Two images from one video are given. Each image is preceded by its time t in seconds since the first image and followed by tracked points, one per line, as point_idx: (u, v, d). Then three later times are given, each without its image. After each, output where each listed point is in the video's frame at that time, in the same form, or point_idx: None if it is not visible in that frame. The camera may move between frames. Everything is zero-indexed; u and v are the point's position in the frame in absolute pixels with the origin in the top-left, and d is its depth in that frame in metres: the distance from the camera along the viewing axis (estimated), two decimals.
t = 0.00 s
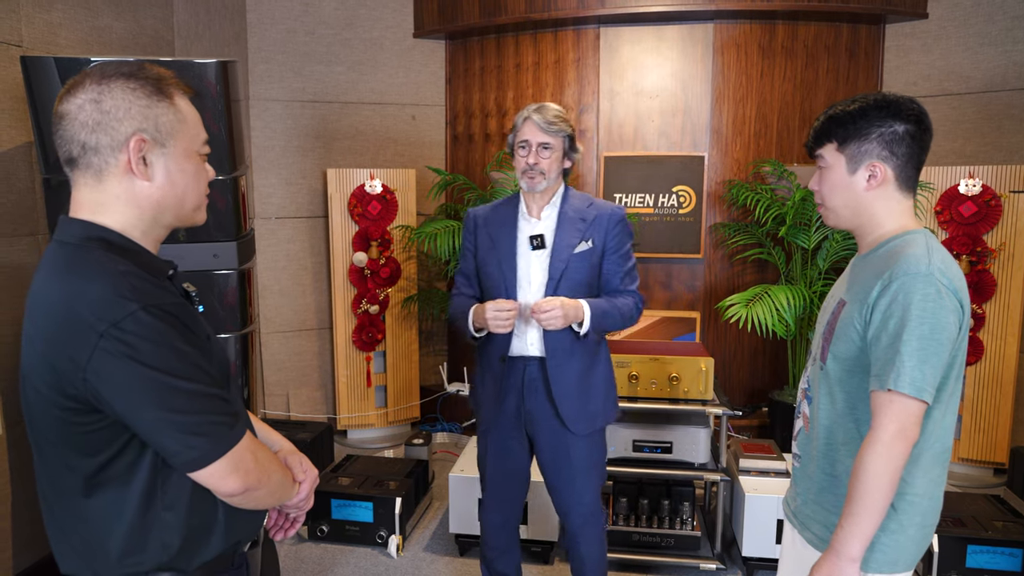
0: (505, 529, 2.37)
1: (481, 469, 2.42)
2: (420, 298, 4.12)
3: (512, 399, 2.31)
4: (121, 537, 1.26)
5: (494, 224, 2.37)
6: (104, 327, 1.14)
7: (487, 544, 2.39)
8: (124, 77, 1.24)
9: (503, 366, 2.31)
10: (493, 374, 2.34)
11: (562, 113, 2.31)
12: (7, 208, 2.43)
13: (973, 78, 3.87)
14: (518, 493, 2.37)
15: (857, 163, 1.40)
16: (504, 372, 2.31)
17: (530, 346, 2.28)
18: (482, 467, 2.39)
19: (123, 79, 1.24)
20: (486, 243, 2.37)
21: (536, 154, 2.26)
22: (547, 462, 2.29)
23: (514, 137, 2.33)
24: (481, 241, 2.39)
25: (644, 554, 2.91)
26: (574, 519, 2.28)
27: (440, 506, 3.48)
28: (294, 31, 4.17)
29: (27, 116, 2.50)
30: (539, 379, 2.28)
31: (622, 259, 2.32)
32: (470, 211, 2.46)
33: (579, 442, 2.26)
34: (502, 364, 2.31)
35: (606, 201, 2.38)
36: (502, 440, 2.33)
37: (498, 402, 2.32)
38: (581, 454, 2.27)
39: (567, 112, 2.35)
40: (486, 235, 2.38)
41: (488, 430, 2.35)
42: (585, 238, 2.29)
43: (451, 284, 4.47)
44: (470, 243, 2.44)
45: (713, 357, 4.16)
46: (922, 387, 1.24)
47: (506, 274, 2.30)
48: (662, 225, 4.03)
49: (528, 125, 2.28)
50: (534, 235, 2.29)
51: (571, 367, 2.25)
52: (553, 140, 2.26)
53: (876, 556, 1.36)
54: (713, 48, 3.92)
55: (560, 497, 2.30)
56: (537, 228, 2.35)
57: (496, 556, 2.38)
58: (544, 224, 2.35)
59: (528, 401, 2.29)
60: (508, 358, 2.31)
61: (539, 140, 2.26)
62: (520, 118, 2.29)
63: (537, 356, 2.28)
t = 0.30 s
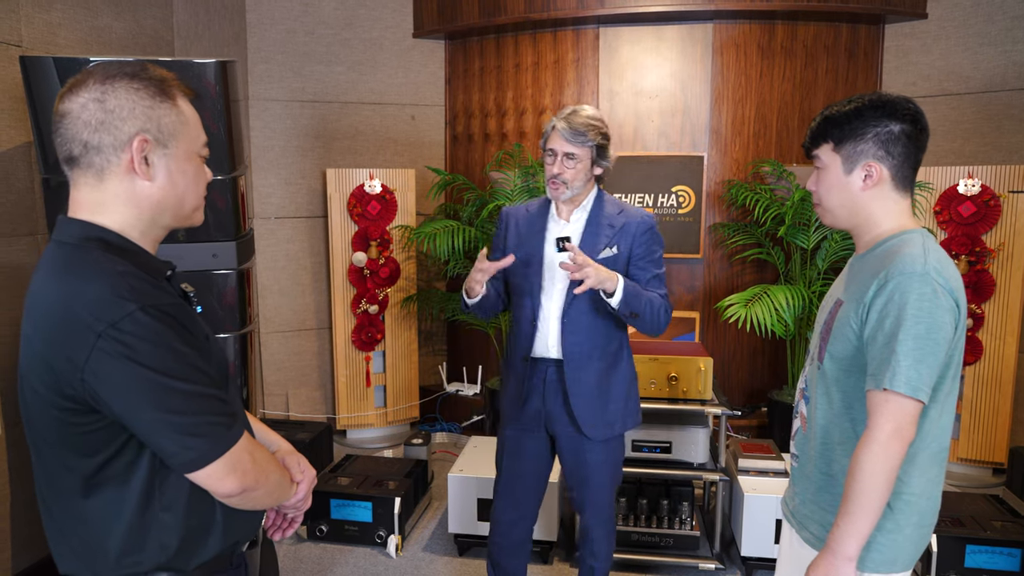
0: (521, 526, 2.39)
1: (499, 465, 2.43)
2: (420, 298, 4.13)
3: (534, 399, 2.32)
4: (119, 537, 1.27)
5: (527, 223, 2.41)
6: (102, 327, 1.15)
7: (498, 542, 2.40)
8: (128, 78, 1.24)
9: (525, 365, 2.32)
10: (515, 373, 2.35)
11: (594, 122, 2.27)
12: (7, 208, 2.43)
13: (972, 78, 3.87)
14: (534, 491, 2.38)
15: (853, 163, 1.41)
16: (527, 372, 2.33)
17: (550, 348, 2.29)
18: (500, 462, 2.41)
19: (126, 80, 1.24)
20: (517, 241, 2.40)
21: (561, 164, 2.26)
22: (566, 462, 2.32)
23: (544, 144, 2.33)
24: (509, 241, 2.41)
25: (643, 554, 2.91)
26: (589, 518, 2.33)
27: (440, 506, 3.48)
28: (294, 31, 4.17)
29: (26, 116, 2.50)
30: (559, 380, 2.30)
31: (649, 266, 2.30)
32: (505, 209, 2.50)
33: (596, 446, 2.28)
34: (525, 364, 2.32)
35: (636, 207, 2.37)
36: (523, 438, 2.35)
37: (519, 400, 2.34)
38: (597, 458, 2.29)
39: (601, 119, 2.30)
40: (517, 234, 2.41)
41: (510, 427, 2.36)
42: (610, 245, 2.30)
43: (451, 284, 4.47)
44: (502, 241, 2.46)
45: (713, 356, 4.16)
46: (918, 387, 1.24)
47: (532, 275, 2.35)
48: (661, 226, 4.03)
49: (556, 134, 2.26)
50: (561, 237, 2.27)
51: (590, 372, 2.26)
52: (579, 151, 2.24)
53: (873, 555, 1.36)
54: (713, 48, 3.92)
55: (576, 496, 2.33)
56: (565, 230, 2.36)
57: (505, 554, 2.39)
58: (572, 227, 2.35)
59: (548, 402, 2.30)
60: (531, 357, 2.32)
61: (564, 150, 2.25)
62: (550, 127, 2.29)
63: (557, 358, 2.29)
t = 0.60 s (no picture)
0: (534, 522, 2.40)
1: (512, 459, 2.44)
2: (420, 298, 4.12)
3: (551, 397, 2.33)
4: (120, 536, 1.27)
5: (551, 224, 2.39)
6: (103, 326, 1.15)
7: (505, 539, 2.41)
8: (132, 78, 1.25)
9: (543, 362, 2.31)
10: (533, 370, 2.34)
11: (625, 131, 2.26)
12: (8, 208, 2.43)
13: (972, 78, 3.87)
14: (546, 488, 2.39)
15: (852, 163, 1.41)
16: (545, 370, 2.32)
17: (569, 348, 2.30)
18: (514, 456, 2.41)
19: (131, 79, 1.25)
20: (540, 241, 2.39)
21: (588, 171, 2.25)
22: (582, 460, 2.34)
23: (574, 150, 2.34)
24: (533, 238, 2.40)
25: (644, 554, 2.91)
26: (602, 516, 2.35)
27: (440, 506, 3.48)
28: (294, 30, 4.17)
29: (27, 116, 2.50)
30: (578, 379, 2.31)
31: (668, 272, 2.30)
32: (528, 205, 2.48)
33: (613, 445, 2.29)
34: (544, 362, 2.32)
35: (658, 214, 2.38)
36: (539, 435, 2.35)
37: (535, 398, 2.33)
38: (613, 457, 2.30)
39: (633, 128, 2.29)
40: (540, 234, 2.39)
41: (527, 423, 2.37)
42: (630, 251, 2.30)
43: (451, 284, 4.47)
44: (523, 238, 2.44)
45: (713, 356, 4.16)
46: (917, 387, 1.24)
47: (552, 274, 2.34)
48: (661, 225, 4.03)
49: (585, 139, 2.26)
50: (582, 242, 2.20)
51: (608, 374, 2.27)
52: (607, 159, 2.24)
53: (874, 555, 1.36)
54: (713, 48, 3.92)
55: (590, 493, 2.36)
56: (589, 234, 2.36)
57: (510, 552, 2.40)
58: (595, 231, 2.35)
59: (565, 400, 2.31)
60: (549, 356, 2.32)
61: (593, 158, 2.25)
62: (580, 133, 2.29)
63: (575, 358, 2.30)
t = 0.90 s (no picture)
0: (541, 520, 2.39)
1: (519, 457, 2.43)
2: (421, 298, 4.12)
3: (558, 396, 2.33)
4: (123, 536, 1.27)
5: (560, 224, 2.38)
6: (107, 325, 1.15)
7: (517, 541, 2.40)
8: (139, 78, 1.25)
9: (551, 362, 2.31)
10: (541, 369, 2.33)
11: (639, 132, 2.26)
12: (9, 208, 2.43)
13: (973, 78, 3.87)
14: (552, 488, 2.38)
15: (852, 163, 1.41)
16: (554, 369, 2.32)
17: (579, 346, 2.30)
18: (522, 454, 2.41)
19: (137, 80, 1.25)
20: (549, 241, 2.38)
21: (601, 171, 2.25)
22: (588, 459, 2.34)
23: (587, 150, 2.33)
24: (542, 236, 2.39)
25: (644, 554, 2.91)
26: (606, 515, 2.35)
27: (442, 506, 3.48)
28: (295, 30, 4.17)
29: (27, 116, 2.50)
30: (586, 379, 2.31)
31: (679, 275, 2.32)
32: (534, 204, 2.47)
33: (620, 445, 2.30)
34: (553, 361, 2.32)
35: (669, 218, 2.40)
36: (546, 433, 2.35)
37: (543, 398, 2.33)
38: (620, 457, 2.31)
39: (646, 129, 2.29)
40: (549, 234, 2.38)
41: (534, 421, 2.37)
42: (643, 253, 2.31)
43: (452, 284, 4.48)
44: (530, 236, 2.42)
45: (713, 356, 4.16)
46: (916, 386, 1.24)
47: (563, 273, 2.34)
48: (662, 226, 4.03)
49: (601, 139, 2.26)
50: (593, 242, 2.27)
51: (616, 374, 2.27)
52: (621, 159, 2.24)
53: (875, 554, 1.36)
54: (714, 48, 3.92)
55: (595, 492, 2.36)
56: (599, 234, 2.37)
57: (515, 551, 2.40)
58: (606, 231, 2.37)
59: (573, 399, 2.31)
60: (557, 355, 2.32)
61: (607, 157, 2.25)
62: (595, 132, 2.29)
63: (585, 357, 2.30)
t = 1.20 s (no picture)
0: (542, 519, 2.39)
1: (519, 456, 2.43)
2: (420, 298, 4.12)
3: (560, 396, 2.33)
4: (124, 535, 1.27)
5: (563, 222, 2.38)
6: (108, 325, 1.15)
7: (516, 540, 2.40)
8: (140, 78, 1.25)
9: (553, 361, 2.31)
10: (543, 368, 2.33)
11: (643, 133, 2.26)
12: (8, 208, 2.43)
13: (973, 77, 3.87)
14: (552, 487, 2.38)
15: (853, 162, 1.41)
16: (555, 368, 2.32)
17: (583, 346, 2.30)
18: (523, 453, 2.40)
19: (139, 79, 1.24)
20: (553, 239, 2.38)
21: (603, 170, 2.25)
22: (590, 458, 2.34)
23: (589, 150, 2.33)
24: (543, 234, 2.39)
25: (644, 554, 2.90)
26: (607, 514, 2.35)
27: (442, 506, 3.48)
28: (294, 30, 4.16)
29: (27, 116, 2.50)
30: (588, 378, 2.31)
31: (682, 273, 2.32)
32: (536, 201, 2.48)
33: (622, 444, 2.29)
34: (555, 360, 2.31)
35: (670, 217, 2.40)
36: (546, 432, 2.35)
37: (544, 397, 2.33)
38: (622, 456, 2.30)
39: (650, 130, 2.28)
40: (553, 232, 2.38)
41: (534, 420, 2.37)
42: (646, 252, 2.31)
43: (452, 284, 4.48)
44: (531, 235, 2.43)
45: (713, 355, 4.15)
46: (915, 385, 1.24)
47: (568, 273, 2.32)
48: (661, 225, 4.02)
49: (603, 138, 2.26)
50: (597, 242, 2.24)
51: (620, 373, 2.27)
52: (623, 160, 2.24)
53: (874, 554, 1.35)
54: (714, 48, 3.91)
55: (596, 491, 2.36)
56: (602, 234, 2.36)
57: (515, 551, 2.40)
58: (610, 230, 2.36)
59: (575, 398, 2.31)
60: (559, 355, 2.32)
61: (609, 157, 2.25)
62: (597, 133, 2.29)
63: (589, 357, 2.30)
